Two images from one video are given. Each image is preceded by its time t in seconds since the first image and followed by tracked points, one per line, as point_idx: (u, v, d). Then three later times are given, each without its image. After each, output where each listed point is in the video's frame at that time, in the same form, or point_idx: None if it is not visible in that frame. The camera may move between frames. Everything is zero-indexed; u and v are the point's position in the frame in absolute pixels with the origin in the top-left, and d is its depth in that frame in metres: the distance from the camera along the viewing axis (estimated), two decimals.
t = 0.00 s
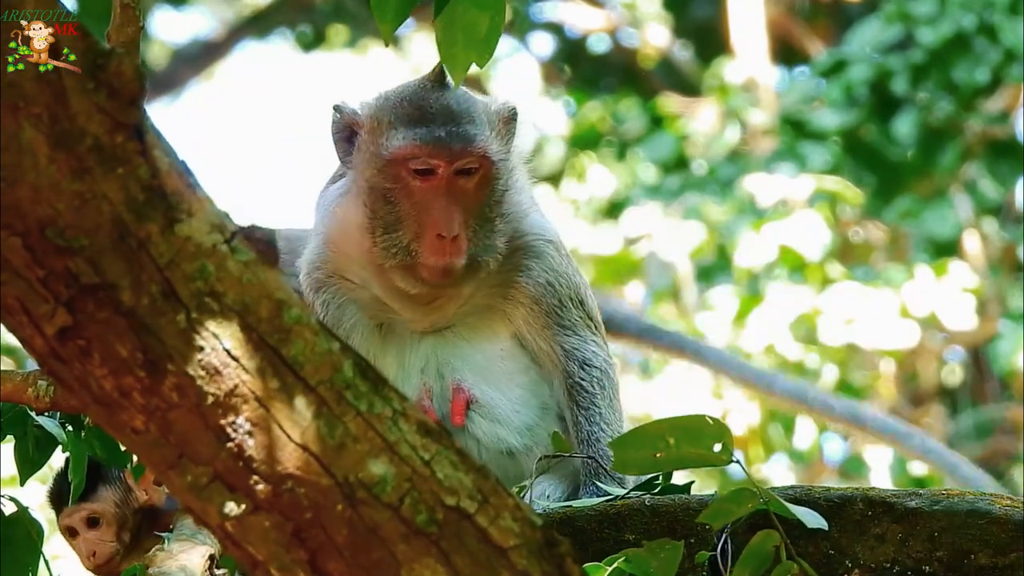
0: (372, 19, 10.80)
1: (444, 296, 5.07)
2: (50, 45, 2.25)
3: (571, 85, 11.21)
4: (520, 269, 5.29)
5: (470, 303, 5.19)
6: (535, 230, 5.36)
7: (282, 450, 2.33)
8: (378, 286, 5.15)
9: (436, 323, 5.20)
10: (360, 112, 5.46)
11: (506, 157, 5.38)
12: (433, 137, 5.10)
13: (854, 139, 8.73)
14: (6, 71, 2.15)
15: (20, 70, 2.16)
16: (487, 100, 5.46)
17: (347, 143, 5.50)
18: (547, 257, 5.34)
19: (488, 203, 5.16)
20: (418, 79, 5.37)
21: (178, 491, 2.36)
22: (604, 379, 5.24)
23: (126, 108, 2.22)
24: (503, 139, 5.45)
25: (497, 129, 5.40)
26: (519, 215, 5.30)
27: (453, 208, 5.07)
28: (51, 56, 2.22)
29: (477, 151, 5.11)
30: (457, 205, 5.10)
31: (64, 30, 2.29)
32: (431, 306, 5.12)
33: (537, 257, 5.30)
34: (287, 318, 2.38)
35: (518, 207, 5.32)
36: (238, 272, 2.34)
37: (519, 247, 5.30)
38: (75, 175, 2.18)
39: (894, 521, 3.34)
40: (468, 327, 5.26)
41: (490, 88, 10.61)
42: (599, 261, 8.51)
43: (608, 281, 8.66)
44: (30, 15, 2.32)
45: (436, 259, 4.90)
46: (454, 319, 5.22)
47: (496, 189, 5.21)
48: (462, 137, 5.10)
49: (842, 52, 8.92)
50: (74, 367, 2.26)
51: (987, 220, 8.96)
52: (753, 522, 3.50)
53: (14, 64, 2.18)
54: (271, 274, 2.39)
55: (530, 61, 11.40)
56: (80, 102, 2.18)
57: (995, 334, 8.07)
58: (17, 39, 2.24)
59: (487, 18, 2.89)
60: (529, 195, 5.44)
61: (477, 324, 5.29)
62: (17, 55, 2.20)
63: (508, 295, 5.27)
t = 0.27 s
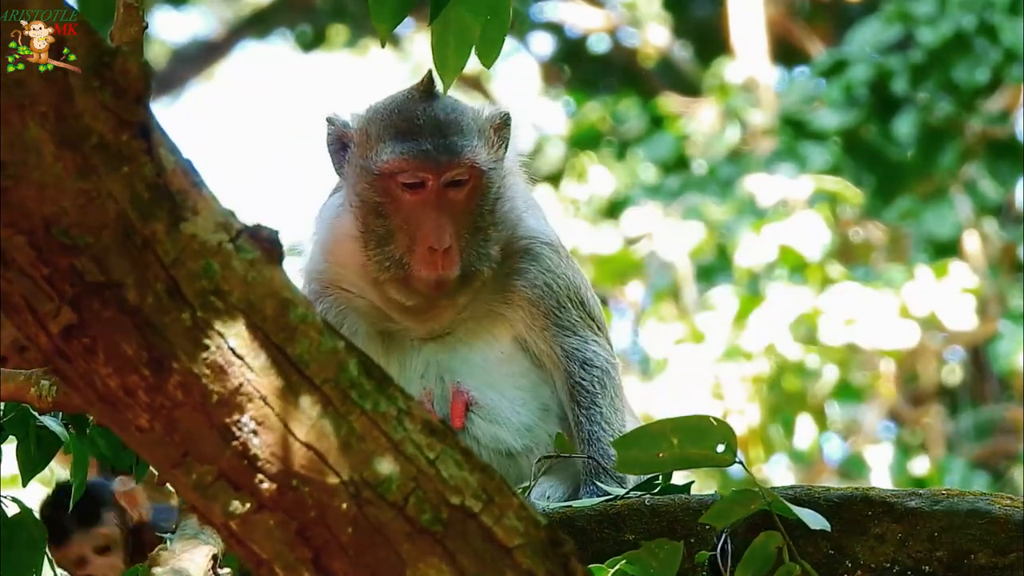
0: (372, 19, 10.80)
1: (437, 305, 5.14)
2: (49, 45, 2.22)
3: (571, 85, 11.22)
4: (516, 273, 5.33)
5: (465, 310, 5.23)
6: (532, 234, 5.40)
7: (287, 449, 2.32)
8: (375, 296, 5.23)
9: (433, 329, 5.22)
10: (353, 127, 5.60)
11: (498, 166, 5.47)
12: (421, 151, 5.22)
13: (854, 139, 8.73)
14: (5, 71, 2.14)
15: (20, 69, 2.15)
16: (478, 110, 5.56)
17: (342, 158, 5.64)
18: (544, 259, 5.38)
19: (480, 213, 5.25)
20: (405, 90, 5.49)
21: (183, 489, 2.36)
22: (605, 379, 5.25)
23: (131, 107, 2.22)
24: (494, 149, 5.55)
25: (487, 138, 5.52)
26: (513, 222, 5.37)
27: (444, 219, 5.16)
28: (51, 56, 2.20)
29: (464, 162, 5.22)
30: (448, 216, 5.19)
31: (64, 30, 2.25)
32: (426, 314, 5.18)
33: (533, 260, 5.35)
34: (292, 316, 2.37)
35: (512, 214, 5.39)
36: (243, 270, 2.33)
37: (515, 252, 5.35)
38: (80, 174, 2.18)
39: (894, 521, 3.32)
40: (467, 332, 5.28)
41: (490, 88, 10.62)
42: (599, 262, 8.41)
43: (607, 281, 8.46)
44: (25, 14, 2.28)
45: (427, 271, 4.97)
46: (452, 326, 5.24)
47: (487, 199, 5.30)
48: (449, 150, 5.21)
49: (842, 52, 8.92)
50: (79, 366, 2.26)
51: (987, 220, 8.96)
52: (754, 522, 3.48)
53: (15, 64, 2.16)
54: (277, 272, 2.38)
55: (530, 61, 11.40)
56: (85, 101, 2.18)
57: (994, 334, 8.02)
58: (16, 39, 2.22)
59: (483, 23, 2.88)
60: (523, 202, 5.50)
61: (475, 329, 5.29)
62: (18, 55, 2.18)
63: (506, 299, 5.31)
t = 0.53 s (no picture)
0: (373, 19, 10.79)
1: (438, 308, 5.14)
2: (49, 44, 2.21)
3: (572, 85, 11.22)
4: (517, 275, 5.33)
5: (466, 313, 5.23)
6: (533, 236, 5.41)
7: (291, 448, 2.32)
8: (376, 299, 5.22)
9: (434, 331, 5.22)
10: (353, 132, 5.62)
11: (499, 171, 5.49)
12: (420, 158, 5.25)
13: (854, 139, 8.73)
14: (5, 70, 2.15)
15: (20, 69, 2.16)
16: (479, 115, 5.58)
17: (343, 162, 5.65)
18: (544, 261, 5.38)
19: (480, 218, 5.27)
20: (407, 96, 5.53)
21: (186, 488, 2.36)
22: (606, 379, 5.24)
23: (135, 106, 2.23)
24: (495, 153, 5.56)
25: (489, 144, 5.55)
26: (513, 225, 5.38)
27: (444, 226, 5.20)
28: (51, 56, 2.19)
29: (463, 169, 5.27)
30: (447, 222, 5.23)
31: (63, 30, 2.25)
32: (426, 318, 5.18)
33: (534, 262, 5.36)
34: (295, 316, 2.37)
35: (513, 217, 5.40)
36: (246, 270, 2.33)
37: (515, 255, 5.36)
38: (84, 172, 2.18)
39: (894, 520, 3.30)
40: (468, 333, 5.28)
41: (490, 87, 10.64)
42: (599, 260, 8.42)
43: (607, 280, 8.43)
44: (28, 14, 2.30)
45: (426, 278, 5.02)
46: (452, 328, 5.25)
47: (488, 203, 5.33)
48: (449, 158, 5.26)
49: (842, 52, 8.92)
50: (82, 365, 2.25)
51: (987, 220, 8.96)
52: (754, 522, 3.47)
53: (14, 64, 2.17)
54: (280, 272, 2.38)
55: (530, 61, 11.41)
56: (88, 100, 2.19)
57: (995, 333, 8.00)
58: (16, 39, 2.22)
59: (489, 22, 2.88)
60: (524, 204, 5.51)
61: (476, 330, 5.29)
62: (17, 55, 2.18)
63: (506, 300, 5.30)
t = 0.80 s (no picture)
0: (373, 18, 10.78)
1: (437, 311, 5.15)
2: (49, 45, 2.20)
3: (572, 85, 11.22)
4: (516, 276, 5.33)
5: (464, 315, 5.23)
6: (532, 237, 5.41)
7: (292, 447, 2.32)
8: (374, 302, 5.22)
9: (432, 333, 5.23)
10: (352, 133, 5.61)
11: (498, 172, 5.49)
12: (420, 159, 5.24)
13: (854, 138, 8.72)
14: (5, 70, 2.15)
15: (19, 69, 2.16)
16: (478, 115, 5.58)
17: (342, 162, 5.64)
18: (543, 262, 5.39)
19: (479, 220, 5.27)
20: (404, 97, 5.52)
21: (187, 487, 2.36)
22: (605, 379, 5.25)
23: (137, 106, 2.23)
24: (494, 154, 5.56)
25: (487, 145, 5.55)
26: (512, 227, 5.38)
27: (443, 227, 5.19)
28: (51, 56, 2.19)
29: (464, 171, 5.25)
30: (447, 223, 5.22)
31: (63, 30, 2.24)
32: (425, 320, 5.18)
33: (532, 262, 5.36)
34: (296, 315, 2.37)
35: (511, 218, 5.40)
36: (247, 269, 2.33)
37: (514, 256, 5.36)
38: (85, 171, 2.18)
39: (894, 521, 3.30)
40: (467, 335, 5.28)
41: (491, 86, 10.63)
42: (600, 260, 8.42)
43: (608, 280, 8.43)
44: (30, 14, 2.30)
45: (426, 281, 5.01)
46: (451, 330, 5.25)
47: (487, 205, 5.32)
48: (449, 159, 5.25)
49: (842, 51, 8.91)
50: (83, 364, 2.25)
51: (987, 220, 8.97)
52: (754, 522, 3.46)
53: (14, 64, 2.17)
54: (281, 271, 2.38)
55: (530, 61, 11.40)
56: (89, 99, 2.19)
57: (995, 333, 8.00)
58: (16, 39, 2.22)
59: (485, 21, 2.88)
60: (523, 205, 5.52)
61: (475, 333, 5.30)
62: (17, 55, 2.19)
63: (505, 302, 5.31)
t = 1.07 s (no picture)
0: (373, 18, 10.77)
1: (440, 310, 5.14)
2: (49, 45, 2.21)
3: (572, 85, 11.22)
4: (519, 276, 5.34)
5: (467, 314, 5.23)
6: (534, 237, 5.42)
7: (292, 446, 2.32)
8: (378, 301, 5.22)
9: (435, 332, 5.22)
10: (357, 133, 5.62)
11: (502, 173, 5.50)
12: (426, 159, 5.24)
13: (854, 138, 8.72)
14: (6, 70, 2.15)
15: (20, 69, 2.16)
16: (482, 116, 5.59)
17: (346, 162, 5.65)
18: (546, 262, 5.40)
19: (484, 220, 5.27)
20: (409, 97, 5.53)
21: (186, 487, 2.36)
22: (606, 379, 5.26)
23: (136, 105, 2.23)
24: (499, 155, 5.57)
25: (492, 145, 5.56)
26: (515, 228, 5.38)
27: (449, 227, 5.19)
28: (51, 56, 2.19)
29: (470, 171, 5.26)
30: (452, 223, 5.22)
31: (63, 30, 2.24)
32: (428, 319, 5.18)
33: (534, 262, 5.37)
34: (295, 314, 2.37)
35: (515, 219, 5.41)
36: (247, 267, 2.33)
37: (518, 256, 5.37)
38: (85, 170, 2.18)
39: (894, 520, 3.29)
40: (469, 335, 5.28)
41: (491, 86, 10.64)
42: (600, 260, 8.43)
43: (609, 279, 8.44)
44: (31, 14, 2.30)
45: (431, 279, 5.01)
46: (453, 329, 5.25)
47: (492, 206, 5.32)
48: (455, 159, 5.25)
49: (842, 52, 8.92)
50: (83, 363, 2.25)
51: (987, 220, 8.98)
52: (755, 520, 3.46)
53: (14, 64, 2.17)
54: (280, 270, 2.38)
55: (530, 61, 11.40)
56: (89, 98, 2.19)
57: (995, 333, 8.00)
58: (16, 39, 2.22)
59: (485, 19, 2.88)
60: (526, 205, 5.53)
61: (477, 332, 5.30)
62: (17, 55, 2.19)
63: (508, 301, 5.32)
